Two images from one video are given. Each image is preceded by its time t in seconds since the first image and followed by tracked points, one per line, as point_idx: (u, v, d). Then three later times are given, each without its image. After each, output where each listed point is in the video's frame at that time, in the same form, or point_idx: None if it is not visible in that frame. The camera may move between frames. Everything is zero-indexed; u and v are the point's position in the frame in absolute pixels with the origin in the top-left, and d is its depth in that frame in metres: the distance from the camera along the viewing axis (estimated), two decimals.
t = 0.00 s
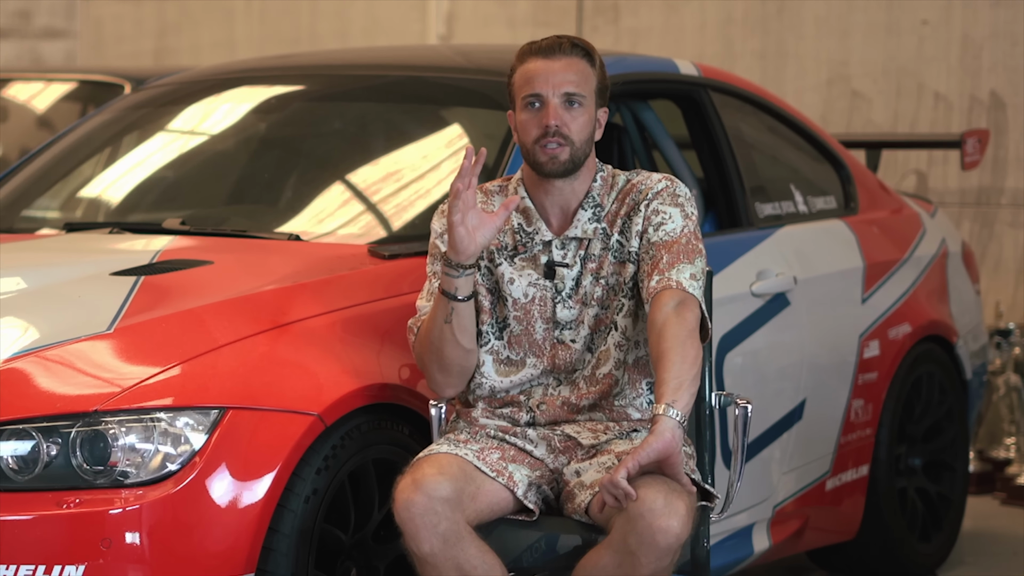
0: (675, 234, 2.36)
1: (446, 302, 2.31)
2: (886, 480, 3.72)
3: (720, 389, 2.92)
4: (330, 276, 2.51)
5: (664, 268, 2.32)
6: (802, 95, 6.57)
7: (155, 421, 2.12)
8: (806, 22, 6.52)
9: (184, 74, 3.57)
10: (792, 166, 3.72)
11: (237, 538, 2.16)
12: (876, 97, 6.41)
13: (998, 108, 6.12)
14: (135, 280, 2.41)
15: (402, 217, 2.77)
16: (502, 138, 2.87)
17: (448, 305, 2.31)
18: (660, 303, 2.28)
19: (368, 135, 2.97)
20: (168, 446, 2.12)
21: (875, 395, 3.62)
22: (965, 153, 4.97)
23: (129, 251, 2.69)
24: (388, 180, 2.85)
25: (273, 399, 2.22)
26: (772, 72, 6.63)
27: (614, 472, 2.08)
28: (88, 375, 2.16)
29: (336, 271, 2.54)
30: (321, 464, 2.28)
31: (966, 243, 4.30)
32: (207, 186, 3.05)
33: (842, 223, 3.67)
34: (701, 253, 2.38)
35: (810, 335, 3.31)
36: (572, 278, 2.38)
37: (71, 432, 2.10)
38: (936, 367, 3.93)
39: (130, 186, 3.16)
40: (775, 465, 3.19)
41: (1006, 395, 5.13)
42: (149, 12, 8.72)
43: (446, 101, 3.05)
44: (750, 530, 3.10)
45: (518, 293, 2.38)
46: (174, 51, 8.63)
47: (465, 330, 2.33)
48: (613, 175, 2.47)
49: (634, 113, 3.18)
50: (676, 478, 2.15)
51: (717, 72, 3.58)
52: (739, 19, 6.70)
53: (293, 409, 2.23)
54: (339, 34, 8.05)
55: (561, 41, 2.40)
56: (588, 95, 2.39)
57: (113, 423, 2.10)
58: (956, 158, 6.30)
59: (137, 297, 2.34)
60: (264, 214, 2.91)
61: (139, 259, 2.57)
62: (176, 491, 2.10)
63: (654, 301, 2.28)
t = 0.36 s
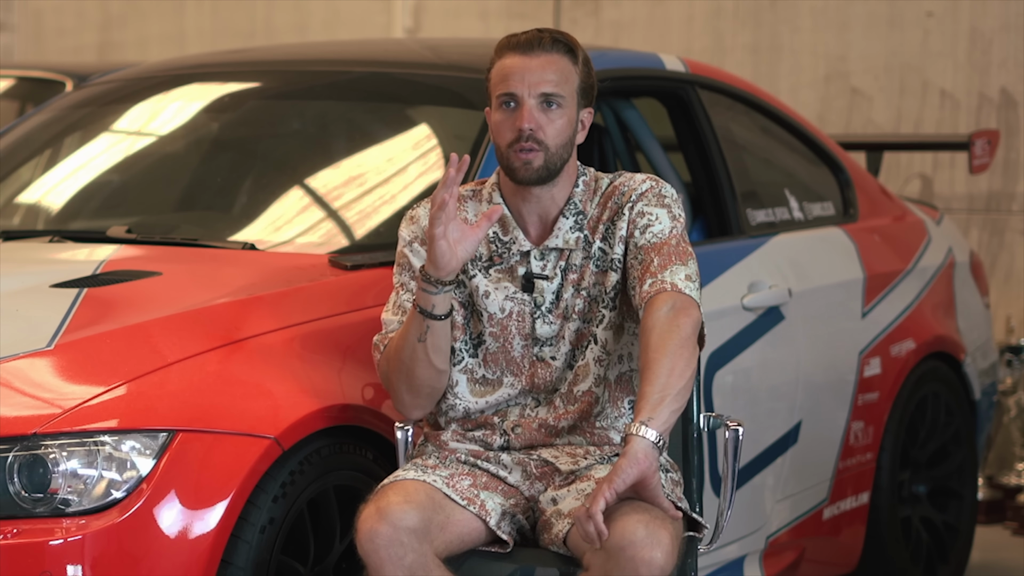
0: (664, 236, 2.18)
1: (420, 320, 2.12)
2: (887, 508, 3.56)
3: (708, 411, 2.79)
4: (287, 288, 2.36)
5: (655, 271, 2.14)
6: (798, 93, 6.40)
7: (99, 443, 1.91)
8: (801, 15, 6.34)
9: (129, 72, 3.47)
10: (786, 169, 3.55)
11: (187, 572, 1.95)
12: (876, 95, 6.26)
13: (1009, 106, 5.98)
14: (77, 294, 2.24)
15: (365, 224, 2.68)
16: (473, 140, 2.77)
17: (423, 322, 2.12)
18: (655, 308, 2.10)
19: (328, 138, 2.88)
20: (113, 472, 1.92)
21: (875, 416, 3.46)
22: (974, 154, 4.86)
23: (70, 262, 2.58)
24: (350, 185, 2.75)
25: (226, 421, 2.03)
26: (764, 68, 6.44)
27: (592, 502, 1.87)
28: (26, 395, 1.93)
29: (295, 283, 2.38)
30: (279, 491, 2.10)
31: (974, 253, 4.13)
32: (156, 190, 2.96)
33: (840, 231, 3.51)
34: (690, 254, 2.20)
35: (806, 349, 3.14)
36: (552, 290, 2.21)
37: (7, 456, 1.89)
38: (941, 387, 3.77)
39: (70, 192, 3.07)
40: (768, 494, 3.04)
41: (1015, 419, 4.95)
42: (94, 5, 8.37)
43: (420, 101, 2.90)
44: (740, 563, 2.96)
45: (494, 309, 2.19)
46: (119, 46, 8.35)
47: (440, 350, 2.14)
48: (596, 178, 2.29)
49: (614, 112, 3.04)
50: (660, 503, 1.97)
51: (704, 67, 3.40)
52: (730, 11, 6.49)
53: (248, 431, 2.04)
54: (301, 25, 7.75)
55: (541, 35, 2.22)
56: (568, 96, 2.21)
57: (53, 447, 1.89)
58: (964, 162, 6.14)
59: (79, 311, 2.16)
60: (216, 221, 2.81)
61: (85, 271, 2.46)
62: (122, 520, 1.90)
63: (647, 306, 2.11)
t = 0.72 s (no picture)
0: (668, 246, 2.19)
1: (426, 320, 2.11)
2: (887, 508, 3.56)
3: (708, 410, 2.79)
4: (286, 288, 2.36)
5: (658, 283, 2.15)
6: (798, 93, 6.40)
7: (99, 444, 1.91)
8: (801, 15, 6.34)
9: (129, 71, 3.47)
10: (787, 170, 3.55)
11: (186, 572, 1.95)
12: (876, 95, 6.27)
13: (1009, 106, 5.97)
14: (76, 294, 2.25)
15: (366, 224, 2.68)
16: (473, 140, 2.77)
17: (428, 322, 2.12)
18: (657, 322, 2.11)
19: (327, 138, 2.88)
20: (113, 472, 1.92)
21: (875, 416, 3.45)
22: (973, 154, 4.86)
23: (69, 261, 2.58)
24: (350, 185, 2.75)
25: (227, 421, 2.03)
26: (764, 68, 6.45)
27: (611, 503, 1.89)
28: (27, 395, 1.93)
29: (294, 283, 2.38)
30: (278, 491, 2.10)
31: (974, 254, 4.13)
32: (156, 189, 2.96)
33: (840, 231, 3.51)
34: (694, 266, 2.21)
35: (806, 348, 3.14)
36: (555, 293, 2.20)
37: (7, 456, 1.89)
38: (941, 386, 3.77)
39: (70, 192, 3.07)
40: (769, 493, 3.04)
41: (1015, 419, 4.95)
42: (93, 6, 8.38)
43: (420, 102, 2.90)
44: (740, 562, 2.96)
45: (496, 311, 2.20)
46: (119, 46, 8.36)
47: (444, 350, 2.14)
48: (599, 180, 2.29)
49: (615, 112, 3.04)
50: (672, 511, 1.98)
51: (705, 68, 3.40)
52: (730, 11, 6.49)
53: (247, 432, 2.04)
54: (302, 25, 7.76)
55: (546, 38, 2.22)
56: (573, 98, 2.21)
57: (54, 447, 1.89)
58: (964, 162, 6.14)
59: (79, 311, 2.16)
60: (217, 221, 2.81)
61: (83, 271, 2.46)
62: (122, 521, 1.90)
63: (651, 319, 2.11)
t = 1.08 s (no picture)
0: (662, 244, 2.19)
1: (424, 325, 2.11)
2: (887, 508, 3.56)
3: (708, 410, 2.79)
4: (287, 287, 2.36)
5: (650, 282, 2.15)
6: (798, 93, 6.39)
7: (99, 444, 1.91)
8: (801, 14, 6.34)
9: (130, 71, 3.47)
10: (786, 170, 3.55)
11: (186, 572, 1.95)
12: (876, 95, 6.27)
13: (1009, 106, 5.98)
14: (76, 294, 2.25)
15: (366, 224, 2.68)
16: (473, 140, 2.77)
17: (428, 328, 2.11)
18: (648, 321, 2.11)
19: (327, 138, 2.88)
20: (113, 472, 1.92)
21: (875, 416, 3.45)
22: (974, 154, 4.86)
23: (69, 261, 2.58)
24: (349, 185, 2.75)
25: (227, 421, 2.03)
26: (764, 68, 6.45)
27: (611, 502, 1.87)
28: (27, 396, 1.93)
29: (294, 283, 2.38)
30: (278, 491, 2.10)
31: (974, 254, 4.13)
32: (156, 190, 2.96)
33: (840, 231, 3.51)
34: (689, 263, 2.21)
35: (806, 348, 3.14)
36: (554, 293, 2.21)
37: (7, 456, 1.89)
38: (941, 386, 3.77)
39: (70, 192, 3.06)
40: (769, 494, 3.04)
41: (1015, 419, 4.95)
42: (94, 5, 8.37)
43: (420, 102, 2.90)
44: (739, 562, 2.96)
45: (496, 312, 2.20)
46: (119, 46, 8.36)
47: (444, 354, 2.14)
48: (598, 178, 2.30)
49: (614, 112, 3.04)
50: (672, 511, 1.98)
51: (705, 68, 3.40)
52: (731, 11, 6.49)
53: (247, 432, 2.04)
54: (302, 25, 7.76)
55: (539, 39, 2.22)
56: (567, 99, 2.21)
57: (54, 447, 1.89)
58: (964, 162, 6.14)
59: (79, 311, 2.16)
60: (217, 221, 2.80)
61: (83, 271, 2.46)
62: (122, 521, 1.90)
63: (641, 317, 2.12)
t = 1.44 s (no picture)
0: (658, 238, 2.20)
1: (451, 336, 2.10)
2: (886, 508, 3.56)
3: (708, 410, 2.79)
4: (287, 287, 2.36)
5: (648, 278, 2.16)
6: (798, 93, 6.39)
7: (99, 444, 1.91)
8: (801, 14, 6.34)
9: (130, 71, 3.47)
10: (787, 170, 3.55)
11: (187, 572, 1.95)
12: (876, 95, 6.27)
13: (1009, 106, 5.98)
14: (76, 294, 2.24)
15: (366, 224, 2.68)
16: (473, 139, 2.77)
17: (454, 338, 2.10)
18: (647, 317, 2.11)
19: (328, 138, 2.88)
20: (113, 472, 1.92)
21: (875, 416, 3.46)
22: (973, 154, 4.86)
23: (69, 261, 2.58)
24: (350, 185, 2.75)
25: (227, 420, 2.03)
26: (764, 68, 6.45)
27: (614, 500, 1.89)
28: (27, 395, 1.93)
29: (294, 283, 2.38)
30: (278, 491, 2.10)
31: (973, 254, 4.13)
32: (156, 190, 2.96)
33: (840, 231, 3.51)
34: (686, 257, 2.22)
35: (806, 348, 3.14)
36: (555, 291, 2.21)
37: (7, 456, 1.89)
38: (941, 386, 3.77)
39: (70, 192, 3.06)
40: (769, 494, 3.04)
41: (1015, 419, 4.95)
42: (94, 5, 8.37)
43: (420, 102, 2.90)
44: (739, 562, 2.96)
45: (498, 312, 2.19)
46: (119, 46, 8.36)
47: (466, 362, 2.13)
48: (595, 173, 2.30)
49: (615, 112, 3.04)
50: (673, 512, 1.98)
51: (705, 68, 3.40)
52: (730, 11, 6.50)
53: (246, 431, 2.04)
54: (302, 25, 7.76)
55: (546, 37, 2.22)
56: (574, 96, 2.21)
57: (54, 447, 1.89)
58: (963, 162, 6.14)
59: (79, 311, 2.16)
60: (217, 221, 2.80)
61: (83, 271, 2.46)
62: (122, 521, 1.90)
63: (640, 314, 2.12)
